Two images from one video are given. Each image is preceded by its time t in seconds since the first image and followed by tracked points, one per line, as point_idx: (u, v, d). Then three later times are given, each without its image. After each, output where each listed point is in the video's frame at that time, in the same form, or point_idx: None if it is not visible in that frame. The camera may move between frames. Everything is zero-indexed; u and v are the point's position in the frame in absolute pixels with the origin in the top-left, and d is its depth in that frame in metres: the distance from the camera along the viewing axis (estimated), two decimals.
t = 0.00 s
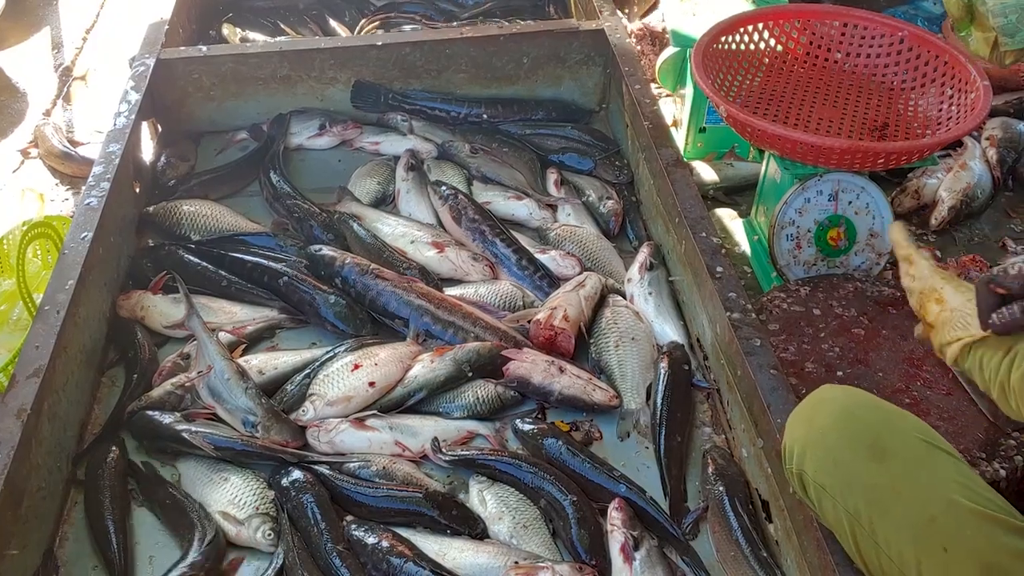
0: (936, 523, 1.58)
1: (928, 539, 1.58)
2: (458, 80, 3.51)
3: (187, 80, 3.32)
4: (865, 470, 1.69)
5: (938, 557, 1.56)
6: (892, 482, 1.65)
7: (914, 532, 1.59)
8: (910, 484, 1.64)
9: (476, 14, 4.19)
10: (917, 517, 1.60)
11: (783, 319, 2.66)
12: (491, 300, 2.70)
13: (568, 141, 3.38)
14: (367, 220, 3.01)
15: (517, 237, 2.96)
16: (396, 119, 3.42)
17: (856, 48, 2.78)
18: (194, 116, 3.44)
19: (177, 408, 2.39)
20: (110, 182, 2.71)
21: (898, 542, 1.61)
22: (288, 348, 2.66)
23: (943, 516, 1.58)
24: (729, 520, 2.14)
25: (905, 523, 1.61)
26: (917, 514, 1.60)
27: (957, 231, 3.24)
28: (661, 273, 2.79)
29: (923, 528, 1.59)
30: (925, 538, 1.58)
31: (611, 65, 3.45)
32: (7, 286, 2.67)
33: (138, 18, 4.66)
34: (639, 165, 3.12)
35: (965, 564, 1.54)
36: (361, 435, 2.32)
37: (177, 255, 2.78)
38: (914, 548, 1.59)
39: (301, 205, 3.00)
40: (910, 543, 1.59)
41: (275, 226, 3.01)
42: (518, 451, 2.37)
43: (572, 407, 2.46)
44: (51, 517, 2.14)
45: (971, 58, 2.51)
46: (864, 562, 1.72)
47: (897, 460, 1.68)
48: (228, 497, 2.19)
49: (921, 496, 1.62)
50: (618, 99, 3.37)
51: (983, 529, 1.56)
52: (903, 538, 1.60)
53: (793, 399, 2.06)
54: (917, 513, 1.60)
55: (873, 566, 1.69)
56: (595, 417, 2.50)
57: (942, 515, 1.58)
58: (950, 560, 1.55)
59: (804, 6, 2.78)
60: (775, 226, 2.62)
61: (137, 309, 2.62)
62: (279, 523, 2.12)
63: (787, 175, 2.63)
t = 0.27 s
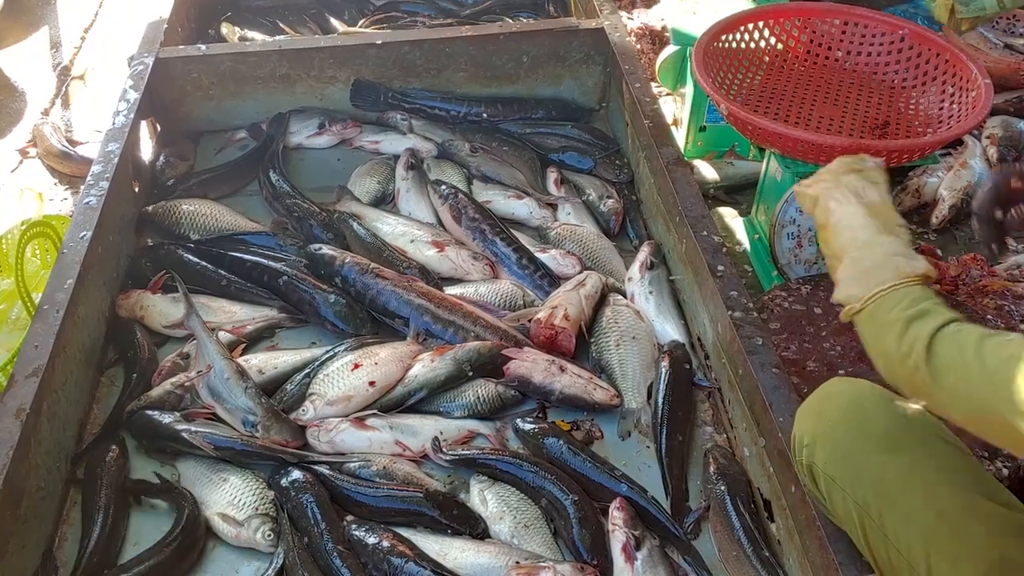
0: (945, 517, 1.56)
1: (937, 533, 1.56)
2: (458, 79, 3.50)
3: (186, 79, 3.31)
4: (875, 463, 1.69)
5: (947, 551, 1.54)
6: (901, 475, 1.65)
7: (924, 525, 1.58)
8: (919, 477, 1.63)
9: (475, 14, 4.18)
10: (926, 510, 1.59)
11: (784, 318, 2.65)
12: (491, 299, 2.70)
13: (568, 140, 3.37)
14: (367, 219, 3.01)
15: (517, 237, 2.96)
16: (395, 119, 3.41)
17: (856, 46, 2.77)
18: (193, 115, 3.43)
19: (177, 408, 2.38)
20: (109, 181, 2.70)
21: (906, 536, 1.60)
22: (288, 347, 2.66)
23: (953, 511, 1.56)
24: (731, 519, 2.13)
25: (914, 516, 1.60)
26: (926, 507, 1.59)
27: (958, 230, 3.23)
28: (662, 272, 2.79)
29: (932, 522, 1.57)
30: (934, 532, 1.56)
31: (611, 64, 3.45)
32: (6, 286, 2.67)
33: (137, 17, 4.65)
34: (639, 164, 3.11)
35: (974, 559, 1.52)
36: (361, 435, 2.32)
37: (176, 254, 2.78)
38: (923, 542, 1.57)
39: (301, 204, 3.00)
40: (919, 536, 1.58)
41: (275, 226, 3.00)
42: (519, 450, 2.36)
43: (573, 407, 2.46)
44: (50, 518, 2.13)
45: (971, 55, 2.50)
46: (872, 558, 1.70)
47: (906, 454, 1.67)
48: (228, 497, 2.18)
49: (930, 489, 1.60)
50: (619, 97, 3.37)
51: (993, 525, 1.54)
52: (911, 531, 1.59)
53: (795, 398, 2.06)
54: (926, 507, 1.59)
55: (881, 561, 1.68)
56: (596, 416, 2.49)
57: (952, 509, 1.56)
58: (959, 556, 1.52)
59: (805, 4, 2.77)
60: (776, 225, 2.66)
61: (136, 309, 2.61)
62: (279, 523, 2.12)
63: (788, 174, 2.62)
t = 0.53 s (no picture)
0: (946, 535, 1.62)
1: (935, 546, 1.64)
2: (460, 79, 3.49)
3: (188, 79, 3.30)
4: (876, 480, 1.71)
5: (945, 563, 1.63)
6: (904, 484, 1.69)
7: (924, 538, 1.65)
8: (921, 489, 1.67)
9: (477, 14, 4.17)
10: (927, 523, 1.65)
11: (789, 319, 2.65)
12: (495, 300, 2.69)
13: (570, 141, 3.36)
14: (369, 219, 3.00)
15: (520, 237, 2.95)
16: (398, 119, 3.41)
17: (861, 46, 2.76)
18: (194, 115, 3.42)
19: (180, 410, 2.37)
20: (111, 181, 2.69)
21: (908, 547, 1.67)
22: (291, 348, 2.65)
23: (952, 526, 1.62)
24: (736, 521, 2.12)
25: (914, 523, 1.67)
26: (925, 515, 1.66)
27: (961, 231, 3.23)
28: (666, 273, 2.78)
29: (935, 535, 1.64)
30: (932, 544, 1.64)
31: (613, 64, 3.44)
32: (8, 287, 2.65)
33: (137, 17, 4.64)
34: (643, 164, 3.11)
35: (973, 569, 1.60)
36: (365, 437, 2.31)
37: (178, 255, 2.77)
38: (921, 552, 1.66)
39: (303, 204, 2.99)
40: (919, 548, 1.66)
41: (277, 226, 2.99)
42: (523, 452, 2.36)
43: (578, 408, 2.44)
44: (53, 521, 2.12)
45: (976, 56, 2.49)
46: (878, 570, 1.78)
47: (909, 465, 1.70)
48: (231, 500, 2.17)
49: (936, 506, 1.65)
50: (621, 98, 3.36)
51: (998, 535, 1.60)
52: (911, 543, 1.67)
53: (801, 400, 2.05)
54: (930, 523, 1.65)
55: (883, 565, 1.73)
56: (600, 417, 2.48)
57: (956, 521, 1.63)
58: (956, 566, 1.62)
59: (809, 4, 2.76)
60: (780, 225, 2.61)
61: (138, 310, 2.59)
62: (283, 526, 2.11)
63: (792, 174, 2.61)
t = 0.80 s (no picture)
0: (939, 537, 1.63)
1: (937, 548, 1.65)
2: (462, 80, 3.48)
3: (189, 80, 3.29)
4: (873, 484, 1.69)
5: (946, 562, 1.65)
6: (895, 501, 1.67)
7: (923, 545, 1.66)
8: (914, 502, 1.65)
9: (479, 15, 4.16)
10: (923, 531, 1.65)
11: (792, 320, 2.64)
12: (497, 302, 2.68)
13: (573, 141, 3.36)
14: (372, 220, 2.99)
15: (523, 239, 2.94)
16: (400, 120, 3.40)
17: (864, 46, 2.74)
18: (196, 116, 3.41)
19: (182, 412, 2.36)
20: (112, 183, 2.68)
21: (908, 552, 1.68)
22: (293, 350, 2.64)
23: (947, 529, 1.62)
24: (741, 523, 2.11)
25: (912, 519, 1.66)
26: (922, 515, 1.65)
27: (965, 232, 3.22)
28: (669, 274, 2.77)
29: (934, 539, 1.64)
30: (930, 547, 1.65)
31: (616, 65, 3.43)
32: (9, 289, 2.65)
33: (138, 18, 4.63)
34: (645, 165, 3.10)
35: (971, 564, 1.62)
36: (368, 439, 2.30)
37: (180, 257, 2.76)
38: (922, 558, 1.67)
39: (305, 206, 2.98)
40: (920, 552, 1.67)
41: (279, 228, 2.98)
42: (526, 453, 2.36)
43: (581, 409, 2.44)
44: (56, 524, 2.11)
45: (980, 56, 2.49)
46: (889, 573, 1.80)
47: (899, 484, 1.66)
48: (234, 502, 2.16)
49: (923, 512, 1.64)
50: (624, 98, 3.35)
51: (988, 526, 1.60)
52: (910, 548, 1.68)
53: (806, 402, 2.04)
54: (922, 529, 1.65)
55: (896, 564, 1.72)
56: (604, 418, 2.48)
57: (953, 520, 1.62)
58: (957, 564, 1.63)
59: (812, 4, 2.75)
60: (784, 226, 2.60)
61: (140, 312, 2.59)
62: (286, 529, 2.10)
63: (795, 175, 2.60)
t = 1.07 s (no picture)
0: (952, 542, 1.64)
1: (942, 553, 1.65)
2: (461, 79, 3.48)
3: (189, 80, 3.29)
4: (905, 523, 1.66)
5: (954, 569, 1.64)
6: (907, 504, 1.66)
7: (930, 547, 1.65)
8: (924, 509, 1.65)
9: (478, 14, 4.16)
10: (935, 538, 1.64)
11: (793, 319, 2.61)
12: (497, 302, 2.68)
13: (572, 141, 3.35)
14: (371, 220, 2.99)
15: (523, 238, 2.94)
16: (399, 120, 3.39)
17: (864, 46, 2.75)
18: (195, 116, 3.40)
19: (181, 412, 2.36)
20: (111, 182, 2.68)
21: (913, 556, 1.67)
22: (293, 350, 2.63)
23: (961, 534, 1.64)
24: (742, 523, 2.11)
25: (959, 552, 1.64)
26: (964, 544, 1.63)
27: (965, 231, 3.22)
28: (669, 274, 2.76)
29: (940, 542, 1.64)
30: (940, 553, 1.65)
31: (616, 65, 3.43)
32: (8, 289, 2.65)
33: (137, 18, 4.62)
34: (645, 165, 3.09)
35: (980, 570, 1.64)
36: (367, 439, 2.30)
37: (179, 257, 2.75)
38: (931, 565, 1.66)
39: (304, 205, 2.98)
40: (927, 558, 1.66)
41: (278, 227, 2.98)
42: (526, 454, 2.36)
43: (582, 406, 2.45)
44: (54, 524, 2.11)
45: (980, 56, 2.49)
46: None
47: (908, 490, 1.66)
48: (234, 502, 2.16)
49: (937, 518, 1.64)
50: (624, 98, 3.35)
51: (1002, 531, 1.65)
52: (920, 554, 1.66)
53: (806, 402, 2.04)
54: (935, 534, 1.64)
55: None
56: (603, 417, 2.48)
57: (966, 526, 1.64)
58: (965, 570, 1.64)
59: (812, 4, 2.76)
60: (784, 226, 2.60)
61: (139, 312, 2.58)
62: (286, 529, 2.09)
63: (795, 176, 2.61)
